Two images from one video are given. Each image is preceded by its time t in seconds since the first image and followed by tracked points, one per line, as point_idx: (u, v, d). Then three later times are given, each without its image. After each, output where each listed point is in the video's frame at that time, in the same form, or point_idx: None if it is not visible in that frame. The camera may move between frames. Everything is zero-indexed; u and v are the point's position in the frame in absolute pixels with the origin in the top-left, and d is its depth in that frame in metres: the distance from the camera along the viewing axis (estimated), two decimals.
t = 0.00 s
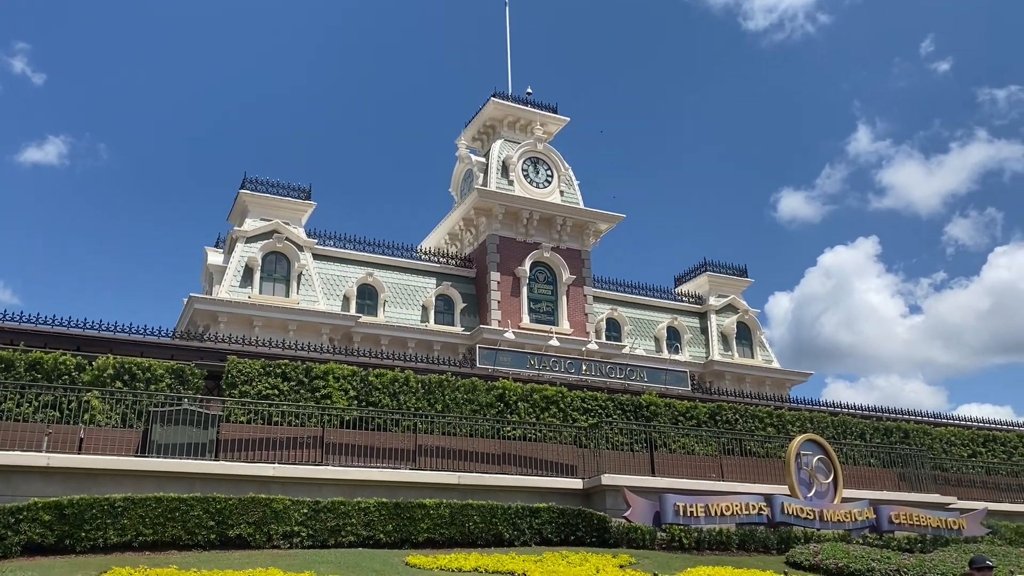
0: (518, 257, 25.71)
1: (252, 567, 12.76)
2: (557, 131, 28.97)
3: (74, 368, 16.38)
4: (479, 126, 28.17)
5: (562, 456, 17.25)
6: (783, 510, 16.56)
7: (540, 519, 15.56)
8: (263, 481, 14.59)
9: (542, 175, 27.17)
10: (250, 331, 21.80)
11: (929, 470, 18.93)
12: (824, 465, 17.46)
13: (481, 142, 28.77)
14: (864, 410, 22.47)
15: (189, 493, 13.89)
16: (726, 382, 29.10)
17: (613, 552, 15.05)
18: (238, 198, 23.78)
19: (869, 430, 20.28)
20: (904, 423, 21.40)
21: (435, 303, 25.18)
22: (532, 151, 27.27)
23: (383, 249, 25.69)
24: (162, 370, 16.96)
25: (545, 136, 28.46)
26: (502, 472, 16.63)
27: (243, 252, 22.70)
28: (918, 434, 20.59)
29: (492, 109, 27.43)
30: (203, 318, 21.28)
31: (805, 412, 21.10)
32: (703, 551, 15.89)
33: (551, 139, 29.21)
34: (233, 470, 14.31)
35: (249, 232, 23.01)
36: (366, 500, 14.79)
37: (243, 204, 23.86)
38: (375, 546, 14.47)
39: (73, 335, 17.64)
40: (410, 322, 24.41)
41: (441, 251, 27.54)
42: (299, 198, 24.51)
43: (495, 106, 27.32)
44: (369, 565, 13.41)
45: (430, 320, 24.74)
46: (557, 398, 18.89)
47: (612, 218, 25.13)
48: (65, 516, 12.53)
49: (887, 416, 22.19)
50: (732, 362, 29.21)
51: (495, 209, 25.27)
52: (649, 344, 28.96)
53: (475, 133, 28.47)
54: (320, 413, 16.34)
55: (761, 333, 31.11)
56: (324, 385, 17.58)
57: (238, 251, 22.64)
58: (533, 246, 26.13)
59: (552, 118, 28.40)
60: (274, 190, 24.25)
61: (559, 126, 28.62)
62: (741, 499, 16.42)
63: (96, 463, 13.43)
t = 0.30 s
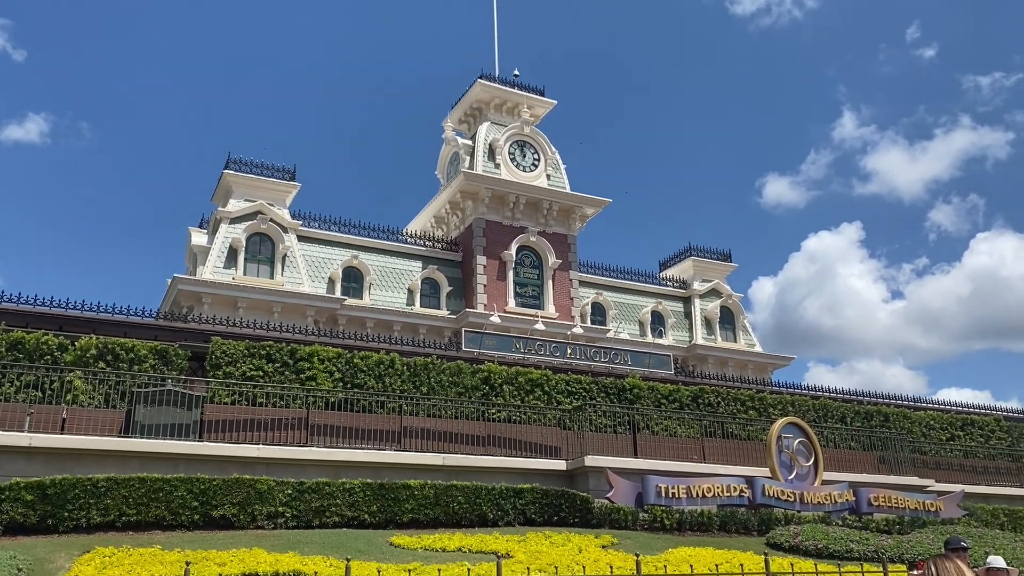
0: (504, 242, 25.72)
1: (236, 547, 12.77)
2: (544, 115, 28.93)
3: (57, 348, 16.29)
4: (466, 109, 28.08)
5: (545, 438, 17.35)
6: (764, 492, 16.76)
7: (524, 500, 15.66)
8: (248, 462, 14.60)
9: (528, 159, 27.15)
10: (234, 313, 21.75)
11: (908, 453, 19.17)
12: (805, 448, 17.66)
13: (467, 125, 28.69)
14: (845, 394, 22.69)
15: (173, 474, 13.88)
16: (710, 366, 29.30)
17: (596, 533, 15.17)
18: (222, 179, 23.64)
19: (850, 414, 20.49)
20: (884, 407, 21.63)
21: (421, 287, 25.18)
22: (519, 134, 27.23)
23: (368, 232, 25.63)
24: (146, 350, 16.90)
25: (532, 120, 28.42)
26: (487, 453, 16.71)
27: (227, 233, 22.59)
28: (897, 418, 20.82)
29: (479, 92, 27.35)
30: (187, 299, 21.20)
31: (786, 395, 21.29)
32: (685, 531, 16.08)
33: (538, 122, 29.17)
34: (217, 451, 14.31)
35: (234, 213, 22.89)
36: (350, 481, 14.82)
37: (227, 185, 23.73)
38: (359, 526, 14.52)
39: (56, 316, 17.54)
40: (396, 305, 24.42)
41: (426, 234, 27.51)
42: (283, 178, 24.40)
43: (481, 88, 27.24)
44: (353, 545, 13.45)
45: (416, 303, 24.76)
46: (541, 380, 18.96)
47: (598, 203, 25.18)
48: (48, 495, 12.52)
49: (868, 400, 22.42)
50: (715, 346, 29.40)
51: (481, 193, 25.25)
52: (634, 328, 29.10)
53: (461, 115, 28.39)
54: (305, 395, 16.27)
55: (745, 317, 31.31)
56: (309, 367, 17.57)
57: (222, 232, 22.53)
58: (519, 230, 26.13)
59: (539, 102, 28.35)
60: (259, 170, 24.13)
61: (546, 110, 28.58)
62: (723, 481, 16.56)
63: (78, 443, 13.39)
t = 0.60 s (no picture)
0: (489, 224, 25.62)
1: (217, 527, 12.73)
2: (530, 96, 28.77)
3: (34, 327, 16.09)
4: (450, 89, 27.86)
5: (527, 420, 17.37)
6: (744, 474, 16.88)
7: (506, 481, 15.69)
8: (228, 443, 14.52)
9: (513, 141, 27.03)
10: (215, 293, 21.59)
11: (887, 437, 19.34)
12: (785, 431, 17.75)
13: (452, 105, 28.48)
14: (825, 378, 22.84)
15: (153, 454, 13.78)
16: (692, 350, 29.42)
17: (577, 514, 15.23)
18: (203, 157, 23.37)
19: (830, 398, 20.64)
20: (864, 392, 21.80)
21: (404, 269, 25.06)
22: (504, 115, 27.07)
23: (351, 213, 25.46)
24: (125, 330, 16.72)
25: (517, 101, 28.26)
26: (469, 435, 16.70)
27: (207, 212, 22.35)
28: (876, 402, 20.99)
29: (465, 72, 27.14)
30: (167, 279, 21.01)
31: (767, 379, 21.41)
32: (665, 513, 16.16)
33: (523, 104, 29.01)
34: (197, 431, 14.22)
35: (214, 192, 22.64)
36: (332, 462, 14.78)
37: (208, 163, 23.46)
38: (341, 508, 14.50)
39: (34, 295, 17.32)
40: (378, 287, 24.31)
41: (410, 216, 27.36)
42: (265, 158, 24.15)
43: (466, 68, 27.03)
44: (334, 526, 13.43)
45: (399, 285, 24.66)
46: (524, 363, 18.95)
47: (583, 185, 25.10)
48: (26, 475, 12.39)
49: (848, 384, 22.59)
50: (698, 330, 29.51)
51: (466, 174, 25.11)
52: (617, 312, 29.14)
53: (445, 95, 28.18)
54: (286, 375, 16.26)
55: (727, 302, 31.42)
56: (290, 348, 17.46)
57: (202, 211, 22.28)
58: (504, 212, 26.04)
59: (524, 82, 28.17)
60: (240, 149, 23.87)
61: (531, 91, 28.42)
62: (703, 463, 16.69)
63: (56, 423, 13.24)
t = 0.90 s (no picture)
0: (471, 209, 25.55)
1: (195, 511, 12.71)
2: (513, 80, 28.65)
3: (10, 309, 15.91)
4: (433, 72, 27.69)
5: (508, 405, 17.41)
6: (722, 459, 17.04)
7: (486, 466, 15.74)
8: (208, 426, 14.48)
9: (497, 125, 26.93)
10: (194, 276, 21.44)
11: (863, 423, 19.57)
12: (762, 417, 17.91)
13: (435, 89, 28.31)
14: (804, 365, 23.05)
15: (131, 438, 13.70)
16: (672, 336, 29.58)
17: (556, 498, 15.32)
18: (183, 138, 23.12)
19: (808, 384, 20.84)
20: (841, 378, 22.03)
21: (386, 253, 24.98)
22: (487, 100, 26.95)
23: (333, 196, 25.31)
24: (103, 313, 16.57)
25: (501, 85, 28.13)
26: (449, 420, 16.73)
27: (187, 194, 22.15)
28: (853, 388, 21.22)
29: (448, 55, 26.96)
30: (146, 261, 20.83)
31: (746, 365, 21.58)
32: (644, 497, 16.34)
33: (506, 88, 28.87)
34: (176, 415, 14.15)
35: (194, 174, 22.42)
36: (312, 446, 14.76)
37: (188, 144, 23.21)
38: (321, 492, 14.51)
39: (10, 276, 17.12)
40: (360, 271, 24.23)
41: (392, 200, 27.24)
42: (246, 139, 23.93)
43: (449, 51, 26.85)
44: (313, 510, 13.44)
45: (380, 269, 24.59)
46: (506, 348, 18.98)
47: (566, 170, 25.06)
48: (2, 458, 12.28)
49: (826, 371, 22.81)
50: (679, 316, 29.66)
51: (448, 158, 25.01)
52: (599, 298, 29.22)
53: (428, 79, 28.00)
54: (266, 359, 16.15)
55: (708, 288, 31.57)
56: (270, 332, 17.37)
57: (182, 192, 22.08)
58: (486, 197, 25.98)
59: (508, 67, 28.05)
60: (221, 130, 23.63)
61: (515, 75, 28.29)
62: (682, 448, 16.80)
63: (33, 406, 13.12)
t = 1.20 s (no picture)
0: (453, 198, 25.47)
1: (172, 499, 12.63)
2: (496, 70, 28.53)
3: None
4: (415, 60, 27.51)
5: (488, 395, 17.41)
6: (700, 449, 17.12)
7: (465, 455, 15.73)
8: (185, 415, 14.38)
9: (479, 114, 26.84)
10: (172, 263, 21.26)
11: (839, 414, 19.75)
12: (740, 408, 18.03)
13: (417, 77, 28.13)
14: (781, 356, 23.21)
15: (106, 426, 13.57)
16: (652, 326, 29.69)
17: (535, 488, 15.36)
18: (161, 124, 22.84)
19: (785, 375, 21.00)
20: (819, 370, 22.20)
21: (366, 241, 24.88)
22: (469, 88, 26.83)
23: (313, 184, 25.15)
24: (79, 300, 16.37)
25: (483, 74, 28.00)
26: (428, 410, 16.71)
27: (165, 180, 21.91)
28: (830, 379, 21.40)
29: (430, 43, 26.80)
30: (123, 248, 20.61)
31: (725, 356, 21.70)
32: (622, 487, 16.45)
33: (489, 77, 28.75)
34: (153, 403, 14.04)
35: (172, 160, 22.18)
36: (291, 435, 14.70)
37: (166, 130, 22.93)
38: (299, 481, 14.47)
39: None
40: (340, 259, 24.12)
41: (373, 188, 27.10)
42: (225, 126, 23.69)
43: (431, 39, 26.67)
44: (290, 498, 13.40)
45: (360, 258, 24.50)
46: (486, 337, 18.96)
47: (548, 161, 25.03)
48: None
49: (803, 362, 22.99)
50: (659, 307, 29.78)
51: (430, 147, 24.90)
52: (579, 288, 29.27)
53: (410, 67, 27.82)
54: (244, 347, 16.01)
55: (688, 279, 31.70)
56: (248, 320, 17.24)
57: (160, 179, 21.83)
58: (468, 186, 25.90)
59: (490, 56, 27.92)
60: (199, 116, 23.38)
61: (498, 64, 28.17)
62: (661, 438, 16.91)
63: (6, 393, 12.96)
